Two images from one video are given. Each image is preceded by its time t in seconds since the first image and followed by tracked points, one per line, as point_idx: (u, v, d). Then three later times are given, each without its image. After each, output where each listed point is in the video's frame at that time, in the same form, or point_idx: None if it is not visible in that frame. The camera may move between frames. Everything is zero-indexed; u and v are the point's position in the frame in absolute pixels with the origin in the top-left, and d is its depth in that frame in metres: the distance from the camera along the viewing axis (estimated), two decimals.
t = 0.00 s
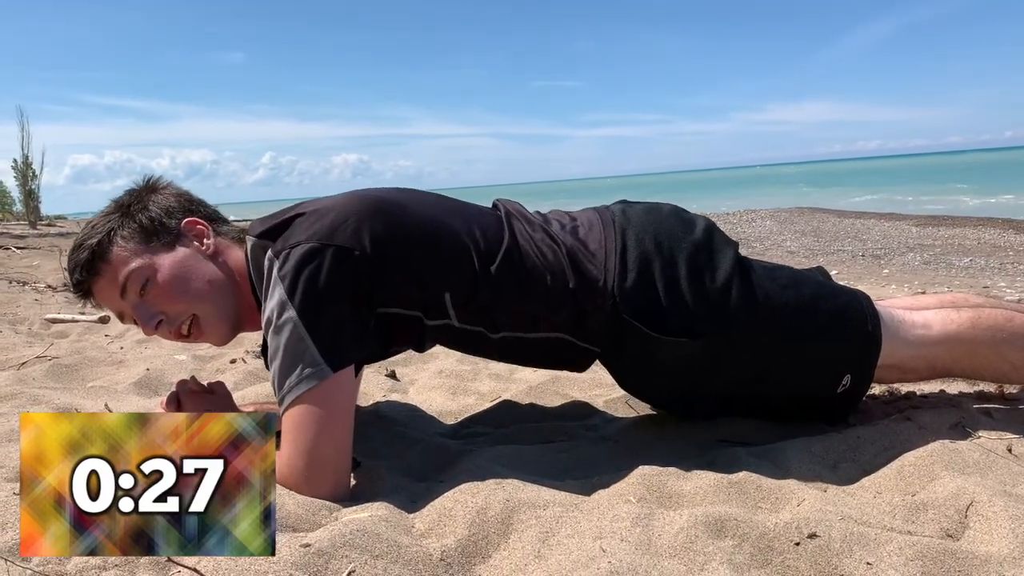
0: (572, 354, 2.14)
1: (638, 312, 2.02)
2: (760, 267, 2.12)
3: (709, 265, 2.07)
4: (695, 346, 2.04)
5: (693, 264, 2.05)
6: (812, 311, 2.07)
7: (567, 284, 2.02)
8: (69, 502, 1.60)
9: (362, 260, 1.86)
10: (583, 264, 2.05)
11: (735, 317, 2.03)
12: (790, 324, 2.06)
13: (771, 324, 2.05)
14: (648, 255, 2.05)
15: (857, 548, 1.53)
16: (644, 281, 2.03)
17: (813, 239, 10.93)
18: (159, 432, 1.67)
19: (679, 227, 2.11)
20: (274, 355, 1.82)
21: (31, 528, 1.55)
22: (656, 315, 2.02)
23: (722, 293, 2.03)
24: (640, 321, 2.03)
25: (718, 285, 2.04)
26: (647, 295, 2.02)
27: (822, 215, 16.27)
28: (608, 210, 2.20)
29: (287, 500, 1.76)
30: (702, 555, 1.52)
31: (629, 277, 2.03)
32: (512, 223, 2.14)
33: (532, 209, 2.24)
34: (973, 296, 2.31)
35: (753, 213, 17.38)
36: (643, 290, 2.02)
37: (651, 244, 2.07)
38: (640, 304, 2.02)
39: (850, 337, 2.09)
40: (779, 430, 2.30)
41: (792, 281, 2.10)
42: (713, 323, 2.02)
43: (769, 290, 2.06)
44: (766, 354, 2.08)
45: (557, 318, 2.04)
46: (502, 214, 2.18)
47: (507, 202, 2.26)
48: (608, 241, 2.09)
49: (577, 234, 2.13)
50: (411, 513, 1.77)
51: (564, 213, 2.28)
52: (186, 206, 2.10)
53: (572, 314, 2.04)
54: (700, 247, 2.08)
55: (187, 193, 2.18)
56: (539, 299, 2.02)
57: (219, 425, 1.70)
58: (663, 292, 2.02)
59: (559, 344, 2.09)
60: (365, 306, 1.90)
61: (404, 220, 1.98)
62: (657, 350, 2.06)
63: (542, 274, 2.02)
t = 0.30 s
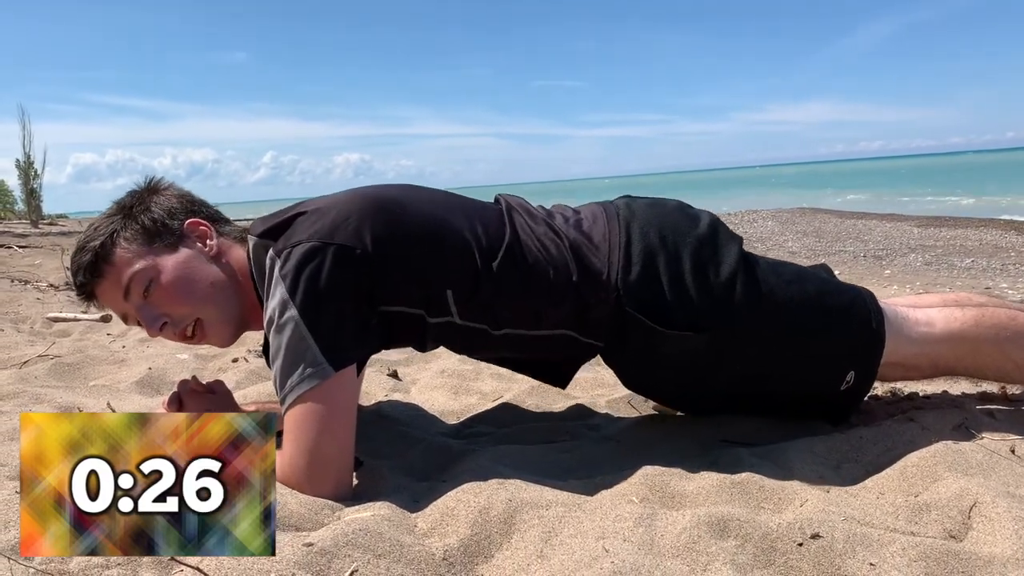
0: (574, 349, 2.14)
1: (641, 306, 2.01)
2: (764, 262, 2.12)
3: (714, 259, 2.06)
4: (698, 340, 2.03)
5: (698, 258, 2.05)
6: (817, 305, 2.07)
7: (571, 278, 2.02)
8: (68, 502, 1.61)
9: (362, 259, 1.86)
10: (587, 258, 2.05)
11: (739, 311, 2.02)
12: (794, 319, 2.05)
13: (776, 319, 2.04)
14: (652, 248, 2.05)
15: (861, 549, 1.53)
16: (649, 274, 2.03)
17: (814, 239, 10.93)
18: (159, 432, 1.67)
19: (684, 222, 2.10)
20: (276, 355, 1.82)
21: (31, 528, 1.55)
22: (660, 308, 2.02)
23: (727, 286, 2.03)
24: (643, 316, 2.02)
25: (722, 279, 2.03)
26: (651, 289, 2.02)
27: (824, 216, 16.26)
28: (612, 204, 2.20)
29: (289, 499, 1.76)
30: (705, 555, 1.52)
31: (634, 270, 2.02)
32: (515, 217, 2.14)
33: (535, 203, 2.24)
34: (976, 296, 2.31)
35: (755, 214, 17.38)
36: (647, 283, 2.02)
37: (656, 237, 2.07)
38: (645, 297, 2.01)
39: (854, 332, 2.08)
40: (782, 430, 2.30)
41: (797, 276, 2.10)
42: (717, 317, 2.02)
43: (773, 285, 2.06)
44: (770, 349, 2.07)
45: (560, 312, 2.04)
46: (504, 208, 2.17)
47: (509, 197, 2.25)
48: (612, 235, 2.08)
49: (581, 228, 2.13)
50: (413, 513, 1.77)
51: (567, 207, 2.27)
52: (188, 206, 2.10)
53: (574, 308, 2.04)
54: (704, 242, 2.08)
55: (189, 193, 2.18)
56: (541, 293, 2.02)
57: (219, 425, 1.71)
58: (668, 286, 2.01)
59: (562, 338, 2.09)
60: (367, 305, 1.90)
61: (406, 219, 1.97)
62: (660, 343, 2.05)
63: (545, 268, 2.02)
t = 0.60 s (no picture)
0: (578, 346, 2.14)
1: (645, 303, 2.02)
2: (768, 260, 2.12)
3: (718, 257, 2.06)
4: (702, 338, 2.04)
5: (702, 256, 2.05)
6: (821, 303, 2.07)
7: (575, 275, 2.02)
8: (68, 503, 1.59)
9: (366, 257, 1.86)
10: (591, 255, 2.05)
11: (744, 308, 2.02)
12: (799, 317, 2.05)
13: (780, 317, 2.04)
14: (656, 246, 2.05)
15: (863, 548, 1.53)
16: (652, 272, 2.03)
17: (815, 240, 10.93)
18: (159, 432, 1.66)
19: (688, 219, 2.11)
20: (279, 352, 1.82)
21: (31, 528, 1.54)
22: (664, 305, 2.02)
23: (731, 284, 2.03)
24: (647, 313, 2.02)
25: (726, 277, 2.04)
26: (655, 286, 2.02)
27: (825, 216, 16.25)
28: (616, 201, 2.20)
29: (292, 496, 1.76)
30: (708, 553, 1.52)
31: (638, 267, 2.03)
32: (519, 214, 2.14)
33: (539, 200, 2.24)
34: (979, 295, 2.31)
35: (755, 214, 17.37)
36: (651, 280, 2.02)
37: (660, 235, 2.07)
38: (649, 294, 2.01)
39: (857, 331, 2.09)
40: (785, 429, 2.31)
41: (800, 274, 2.10)
42: (721, 314, 2.02)
43: (778, 283, 2.06)
44: (773, 348, 2.07)
45: (564, 309, 2.04)
46: (508, 204, 2.17)
47: (513, 193, 2.25)
48: (616, 232, 2.08)
49: (585, 225, 2.13)
50: (416, 510, 1.77)
51: (570, 203, 2.27)
52: (191, 209, 2.10)
53: (578, 305, 2.04)
54: (709, 238, 2.07)
55: (190, 196, 2.18)
56: (545, 290, 2.02)
57: (219, 425, 1.70)
58: (672, 284, 2.02)
59: (565, 334, 2.09)
60: (370, 302, 1.90)
61: (410, 216, 1.98)
62: (664, 341, 2.05)
63: (549, 265, 2.02)
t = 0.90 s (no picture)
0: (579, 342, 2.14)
1: (646, 301, 2.02)
2: (770, 258, 2.12)
3: (720, 256, 2.06)
4: (703, 336, 2.04)
5: (703, 254, 2.05)
6: (822, 301, 2.07)
7: (576, 273, 2.03)
8: (69, 503, 1.57)
9: (368, 251, 1.86)
10: (592, 253, 2.05)
11: (745, 306, 2.02)
12: (800, 315, 2.05)
13: (781, 315, 2.04)
14: (658, 244, 2.05)
15: (863, 543, 1.54)
16: (654, 270, 2.03)
17: (816, 237, 10.93)
18: (159, 432, 1.63)
19: (690, 217, 2.10)
20: (281, 346, 1.82)
21: (31, 528, 1.52)
22: (665, 304, 2.02)
23: (732, 283, 2.03)
24: (648, 311, 2.02)
25: (728, 275, 2.04)
26: (656, 284, 2.02)
27: (827, 214, 16.24)
28: (618, 198, 2.20)
29: (293, 489, 1.76)
30: (708, 547, 1.52)
31: (639, 265, 2.02)
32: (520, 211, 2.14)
33: (541, 197, 2.24)
34: (980, 292, 2.31)
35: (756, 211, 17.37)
36: (652, 279, 2.02)
37: (661, 234, 2.06)
38: (650, 292, 2.01)
39: (858, 330, 2.09)
40: (786, 426, 2.31)
41: (803, 272, 2.10)
42: (722, 313, 2.02)
43: (779, 281, 2.06)
44: (775, 345, 2.07)
45: (566, 306, 2.04)
46: (510, 200, 2.17)
47: (515, 189, 2.25)
48: (618, 230, 2.08)
49: (587, 222, 2.13)
50: (416, 504, 1.78)
51: (572, 200, 2.27)
52: (193, 202, 2.12)
53: (580, 302, 2.04)
54: (711, 237, 2.07)
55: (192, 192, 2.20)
56: (546, 286, 2.02)
57: (219, 425, 1.68)
58: (673, 282, 2.02)
59: (566, 330, 2.10)
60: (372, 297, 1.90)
61: (412, 211, 1.97)
62: (665, 339, 2.06)
63: (550, 263, 2.03)
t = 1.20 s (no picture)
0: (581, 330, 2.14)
1: (648, 289, 2.02)
2: (772, 248, 2.12)
3: (722, 245, 2.06)
4: (705, 325, 2.04)
5: (705, 243, 2.05)
6: (823, 291, 2.08)
7: (578, 262, 2.03)
8: (69, 503, 1.53)
9: (370, 242, 1.87)
10: (594, 242, 2.05)
11: (747, 296, 2.03)
12: (802, 304, 2.06)
13: (782, 304, 2.05)
14: (660, 233, 2.05)
15: (865, 534, 1.54)
16: (655, 258, 2.03)
17: (817, 232, 10.93)
18: (159, 432, 1.60)
19: (692, 206, 2.10)
20: (284, 338, 1.83)
21: (31, 528, 1.47)
22: (667, 292, 2.02)
23: (734, 271, 2.03)
24: (650, 300, 2.03)
25: (730, 264, 2.04)
26: (657, 272, 2.02)
27: (828, 208, 16.23)
28: (620, 187, 2.20)
29: (296, 480, 1.76)
30: (710, 538, 1.53)
31: (641, 254, 2.03)
32: (523, 200, 2.14)
33: (543, 186, 2.24)
34: (982, 285, 2.31)
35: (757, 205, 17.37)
36: (654, 267, 2.02)
37: (663, 223, 2.06)
38: (651, 281, 2.02)
39: (860, 319, 2.09)
40: (787, 417, 2.32)
41: (805, 262, 2.10)
42: (724, 301, 2.02)
43: (781, 271, 2.06)
44: (776, 334, 2.08)
45: (568, 294, 2.05)
46: (513, 189, 2.17)
47: (517, 178, 2.25)
48: (620, 219, 2.08)
49: (589, 211, 2.13)
50: (419, 495, 1.78)
51: (575, 190, 2.27)
52: (192, 200, 2.13)
53: (582, 291, 2.05)
54: (713, 226, 2.07)
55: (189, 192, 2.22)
56: (548, 275, 2.03)
57: (219, 425, 1.65)
58: (674, 271, 2.02)
59: (568, 318, 2.10)
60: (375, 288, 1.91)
61: (414, 201, 1.98)
62: (667, 327, 2.06)
63: (552, 251, 2.03)
